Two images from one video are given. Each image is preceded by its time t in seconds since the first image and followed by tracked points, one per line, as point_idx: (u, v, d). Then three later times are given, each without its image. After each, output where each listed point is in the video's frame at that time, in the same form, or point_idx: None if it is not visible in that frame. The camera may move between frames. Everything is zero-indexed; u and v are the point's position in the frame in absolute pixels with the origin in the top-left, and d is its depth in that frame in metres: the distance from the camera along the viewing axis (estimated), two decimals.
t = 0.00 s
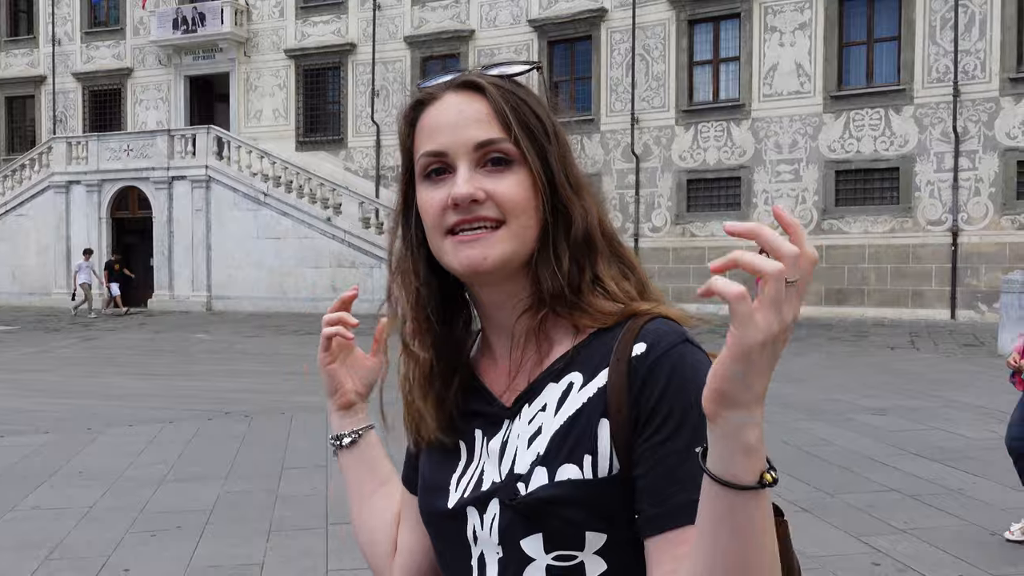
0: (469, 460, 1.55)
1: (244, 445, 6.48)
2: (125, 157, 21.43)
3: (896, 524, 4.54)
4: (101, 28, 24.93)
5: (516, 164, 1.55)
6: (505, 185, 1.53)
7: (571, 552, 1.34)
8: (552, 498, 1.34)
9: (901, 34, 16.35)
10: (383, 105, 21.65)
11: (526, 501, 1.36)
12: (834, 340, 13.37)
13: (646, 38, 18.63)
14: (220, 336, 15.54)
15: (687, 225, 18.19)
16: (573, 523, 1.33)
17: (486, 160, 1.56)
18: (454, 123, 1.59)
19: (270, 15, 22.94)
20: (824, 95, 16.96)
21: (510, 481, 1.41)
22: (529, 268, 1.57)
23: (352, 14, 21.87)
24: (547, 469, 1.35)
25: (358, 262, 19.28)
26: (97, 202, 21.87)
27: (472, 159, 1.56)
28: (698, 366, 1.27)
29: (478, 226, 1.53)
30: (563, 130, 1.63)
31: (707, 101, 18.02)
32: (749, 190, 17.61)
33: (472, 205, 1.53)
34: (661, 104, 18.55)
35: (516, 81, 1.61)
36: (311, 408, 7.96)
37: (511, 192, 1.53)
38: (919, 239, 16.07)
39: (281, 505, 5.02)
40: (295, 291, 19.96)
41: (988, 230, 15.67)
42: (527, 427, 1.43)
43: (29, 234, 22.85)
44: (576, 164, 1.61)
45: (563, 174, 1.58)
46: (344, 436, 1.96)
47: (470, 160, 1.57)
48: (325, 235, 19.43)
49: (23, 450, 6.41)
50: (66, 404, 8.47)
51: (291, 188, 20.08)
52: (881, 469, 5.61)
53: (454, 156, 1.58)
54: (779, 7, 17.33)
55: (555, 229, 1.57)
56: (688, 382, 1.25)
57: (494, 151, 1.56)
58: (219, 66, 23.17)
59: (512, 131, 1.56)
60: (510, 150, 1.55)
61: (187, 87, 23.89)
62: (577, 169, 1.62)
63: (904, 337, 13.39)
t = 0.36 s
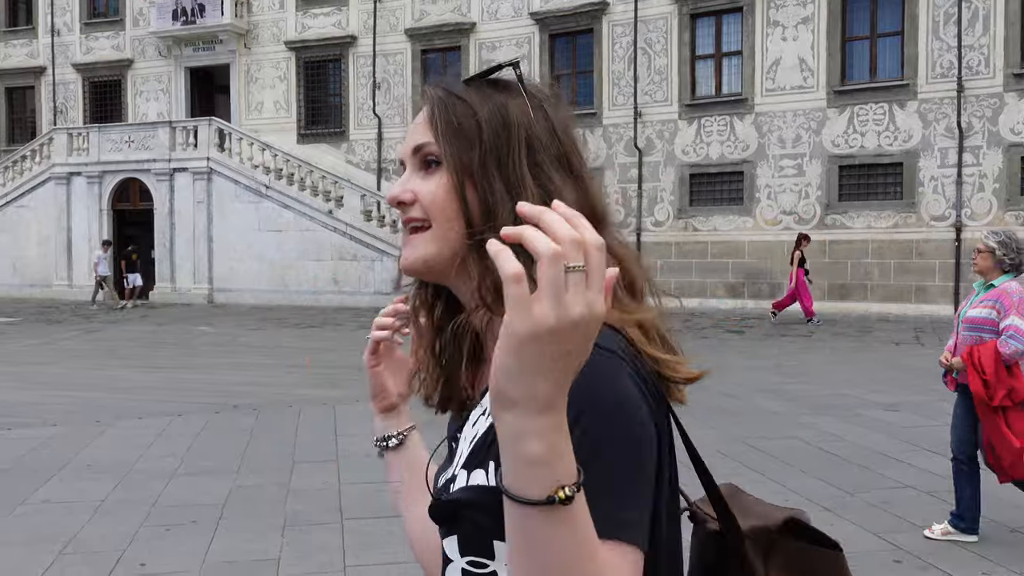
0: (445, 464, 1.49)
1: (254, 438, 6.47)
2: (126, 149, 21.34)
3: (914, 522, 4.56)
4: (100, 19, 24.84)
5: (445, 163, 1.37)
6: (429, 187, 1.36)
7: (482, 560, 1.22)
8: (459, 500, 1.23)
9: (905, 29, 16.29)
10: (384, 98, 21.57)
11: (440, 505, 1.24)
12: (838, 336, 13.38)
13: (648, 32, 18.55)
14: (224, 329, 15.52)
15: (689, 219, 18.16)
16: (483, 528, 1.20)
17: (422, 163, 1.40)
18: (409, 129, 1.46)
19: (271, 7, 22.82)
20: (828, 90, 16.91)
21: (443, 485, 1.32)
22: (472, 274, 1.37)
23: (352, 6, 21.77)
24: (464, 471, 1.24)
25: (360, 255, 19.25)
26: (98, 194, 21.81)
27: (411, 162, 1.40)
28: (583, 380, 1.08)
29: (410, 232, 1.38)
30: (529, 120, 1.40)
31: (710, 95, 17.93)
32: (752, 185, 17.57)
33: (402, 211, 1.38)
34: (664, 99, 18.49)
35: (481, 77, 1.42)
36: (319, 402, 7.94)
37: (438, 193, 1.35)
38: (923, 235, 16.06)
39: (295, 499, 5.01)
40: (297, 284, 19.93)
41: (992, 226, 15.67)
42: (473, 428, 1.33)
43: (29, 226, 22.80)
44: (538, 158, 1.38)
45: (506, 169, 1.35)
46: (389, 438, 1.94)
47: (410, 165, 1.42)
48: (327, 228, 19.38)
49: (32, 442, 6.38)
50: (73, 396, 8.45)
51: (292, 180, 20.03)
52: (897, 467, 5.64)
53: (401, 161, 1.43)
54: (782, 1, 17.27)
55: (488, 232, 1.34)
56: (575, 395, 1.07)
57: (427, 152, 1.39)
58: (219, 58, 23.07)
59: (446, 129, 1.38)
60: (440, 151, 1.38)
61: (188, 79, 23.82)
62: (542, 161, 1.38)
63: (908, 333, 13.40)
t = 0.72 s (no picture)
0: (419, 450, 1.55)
1: (282, 436, 6.43)
2: (143, 145, 21.36)
3: (958, 524, 4.51)
4: (117, 15, 24.87)
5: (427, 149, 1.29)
6: (413, 174, 1.30)
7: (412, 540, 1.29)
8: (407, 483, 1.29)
9: (929, 26, 16.14)
10: (401, 95, 21.55)
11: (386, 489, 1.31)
12: (861, 335, 13.27)
13: (668, 29, 18.44)
14: (242, 325, 15.52)
15: (708, 217, 18.04)
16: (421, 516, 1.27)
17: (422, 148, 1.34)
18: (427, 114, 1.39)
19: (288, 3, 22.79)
20: (849, 87, 16.80)
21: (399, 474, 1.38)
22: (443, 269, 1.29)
23: (370, 2, 21.74)
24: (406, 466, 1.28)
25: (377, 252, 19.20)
26: (115, 190, 21.83)
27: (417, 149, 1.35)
28: (472, 407, 1.02)
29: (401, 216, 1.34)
30: (514, 112, 1.25)
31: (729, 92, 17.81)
32: (772, 183, 17.45)
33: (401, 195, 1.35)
34: (684, 96, 18.37)
35: (490, 60, 1.29)
36: (344, 399, 7.91)
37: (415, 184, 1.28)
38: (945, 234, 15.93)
39: (329, 497, 4.97)
40: (314, 281, 19.90)
41: (1015, 225, 15.53)
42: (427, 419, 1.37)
43: (46, 222, 22.83)
44: (508, 153, 1.23)
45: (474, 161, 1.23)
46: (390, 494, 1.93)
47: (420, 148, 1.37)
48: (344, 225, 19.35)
49: (60, 439, 6.35)
50: (97, 393, 8.42)
51: (309, 176, 20.00)
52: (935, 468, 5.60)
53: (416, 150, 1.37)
54: None
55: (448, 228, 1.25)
56: (457, 421, 1.02)
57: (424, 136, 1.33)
58: (236, 54, 23.07)
59: (435, 116, 1.29)
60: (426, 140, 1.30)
61: (204, 75, 23.84)
62: (513, 155, 1.23)
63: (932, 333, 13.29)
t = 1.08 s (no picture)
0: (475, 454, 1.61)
1: (301, 439, 6.44)
2: (146, 147, 21.35)
3: (989, 523, 4.53)
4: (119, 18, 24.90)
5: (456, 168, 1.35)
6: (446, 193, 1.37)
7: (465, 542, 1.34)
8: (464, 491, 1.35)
9: (933, 25, 16.18)
10: (404, 96, 21.58)
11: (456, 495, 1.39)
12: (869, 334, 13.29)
13: (672, 29, 18.48)
14: (249, 328, 15.51)
15: (712, 217, 18.07)
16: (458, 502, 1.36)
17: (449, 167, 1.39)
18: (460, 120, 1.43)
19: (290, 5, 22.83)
20: (854, 87, 16.84)
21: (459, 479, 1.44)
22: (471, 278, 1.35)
23: (373, 4, 21.76)
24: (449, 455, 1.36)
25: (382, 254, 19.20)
26: (118, 193, 21.82)
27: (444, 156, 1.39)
28: (497, 410, 1.08)
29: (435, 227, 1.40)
30: (532, 125, 1.29)
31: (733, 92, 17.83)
32: (776, 183, 17.47)
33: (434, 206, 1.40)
34: (687, 96, 18.40)
35: (513, 74, 1.33)
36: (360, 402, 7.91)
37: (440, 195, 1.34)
38: (951, 232, 15.95)
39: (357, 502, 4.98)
40: (319, 283, 19.89)
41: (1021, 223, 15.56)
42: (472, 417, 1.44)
43: (49, 226, 22.83)
44: (527, 168, 1.28)
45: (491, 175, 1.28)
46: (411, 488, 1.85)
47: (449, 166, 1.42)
48: (348, 226, 19.35)
49: (79, 444, 6.35)
50: (110, 397, 8.42)
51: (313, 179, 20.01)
52: (958, 467, 5.61)
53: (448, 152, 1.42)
54: None
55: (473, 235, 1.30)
56: (483, 426, 1.08)
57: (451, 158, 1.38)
58: (239, 56, 23.10)
59: (459, 129, 1.34)
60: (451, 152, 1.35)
61: (207, 77, 23.87)
62: (532, 171, 1.28)
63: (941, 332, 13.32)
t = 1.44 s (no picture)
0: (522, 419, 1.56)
1: (313, 442, 6.39)
2: (143, 149, 21.26)
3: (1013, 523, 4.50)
4: (115, 19, 24.83)
5: (546, 166, 1.37)
6: (533, 185, 1.37)
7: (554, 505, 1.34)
8: (549, 459, 1.35)
9: (932, 24, 16.19)
10: (402, 97, 21.54)
11: (530, 457, 1.38)
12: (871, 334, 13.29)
13: (671, 29, 18.48)
14: (248, 330, 15.44)
15: (712, 217, 18.06)
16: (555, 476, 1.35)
17: (523, 161, 1.39)
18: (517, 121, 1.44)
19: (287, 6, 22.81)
20: (853, 86, 16.85)
21: (529, 438, 1.42)
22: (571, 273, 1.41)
23: (370, 5, 21.73)
24: (553, 434, 1.34)
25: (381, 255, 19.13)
26: (116, 195, 21.73)
27: (515, 159, 1.40)
28: (663, 384, 1.19)
29: (512, 217, 1.39)
30: (625, 130, 1.40)
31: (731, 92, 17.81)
32: (776, 183, 17.48)
33: (504, 199, 1.38)
34: (687, 96, 18.41)
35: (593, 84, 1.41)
36: (368, 404, 7.86)
37: (539, 196, 1.36)
38: (950, 232, 15.97)
39: (374, 505, 4.94)
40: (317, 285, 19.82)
41: (1020, 222, 15.60)
42: (550, 397, 1.42)
43: (46, 228, 22.73)
44: (627, 167, 1.39)
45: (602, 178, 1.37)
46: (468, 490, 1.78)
47: (512, 158, 1.41)
48: (346, 227, 19.29)
49: (88, 447, 6.29)
50: (115, 399, 8.36)
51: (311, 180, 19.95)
52: (976, 467, 5.59)
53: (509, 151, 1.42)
54: None
55: (584, 232, 1.38)
56: (649, 396, 1.18)
57: (530, 152, 1.38)
58: (235, 57, 23.03)
59: (552, 134, 1.37)
60: (543, 153, 1.37)
61: (204, 78, 23.79)
62: (630, 171, 1.39)
63: (943, 331, 13.33)
